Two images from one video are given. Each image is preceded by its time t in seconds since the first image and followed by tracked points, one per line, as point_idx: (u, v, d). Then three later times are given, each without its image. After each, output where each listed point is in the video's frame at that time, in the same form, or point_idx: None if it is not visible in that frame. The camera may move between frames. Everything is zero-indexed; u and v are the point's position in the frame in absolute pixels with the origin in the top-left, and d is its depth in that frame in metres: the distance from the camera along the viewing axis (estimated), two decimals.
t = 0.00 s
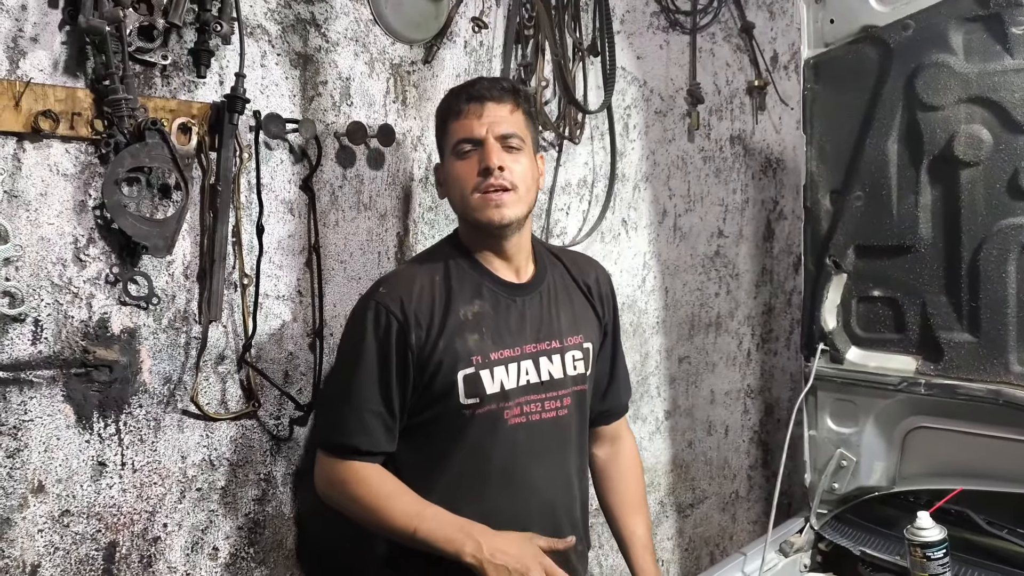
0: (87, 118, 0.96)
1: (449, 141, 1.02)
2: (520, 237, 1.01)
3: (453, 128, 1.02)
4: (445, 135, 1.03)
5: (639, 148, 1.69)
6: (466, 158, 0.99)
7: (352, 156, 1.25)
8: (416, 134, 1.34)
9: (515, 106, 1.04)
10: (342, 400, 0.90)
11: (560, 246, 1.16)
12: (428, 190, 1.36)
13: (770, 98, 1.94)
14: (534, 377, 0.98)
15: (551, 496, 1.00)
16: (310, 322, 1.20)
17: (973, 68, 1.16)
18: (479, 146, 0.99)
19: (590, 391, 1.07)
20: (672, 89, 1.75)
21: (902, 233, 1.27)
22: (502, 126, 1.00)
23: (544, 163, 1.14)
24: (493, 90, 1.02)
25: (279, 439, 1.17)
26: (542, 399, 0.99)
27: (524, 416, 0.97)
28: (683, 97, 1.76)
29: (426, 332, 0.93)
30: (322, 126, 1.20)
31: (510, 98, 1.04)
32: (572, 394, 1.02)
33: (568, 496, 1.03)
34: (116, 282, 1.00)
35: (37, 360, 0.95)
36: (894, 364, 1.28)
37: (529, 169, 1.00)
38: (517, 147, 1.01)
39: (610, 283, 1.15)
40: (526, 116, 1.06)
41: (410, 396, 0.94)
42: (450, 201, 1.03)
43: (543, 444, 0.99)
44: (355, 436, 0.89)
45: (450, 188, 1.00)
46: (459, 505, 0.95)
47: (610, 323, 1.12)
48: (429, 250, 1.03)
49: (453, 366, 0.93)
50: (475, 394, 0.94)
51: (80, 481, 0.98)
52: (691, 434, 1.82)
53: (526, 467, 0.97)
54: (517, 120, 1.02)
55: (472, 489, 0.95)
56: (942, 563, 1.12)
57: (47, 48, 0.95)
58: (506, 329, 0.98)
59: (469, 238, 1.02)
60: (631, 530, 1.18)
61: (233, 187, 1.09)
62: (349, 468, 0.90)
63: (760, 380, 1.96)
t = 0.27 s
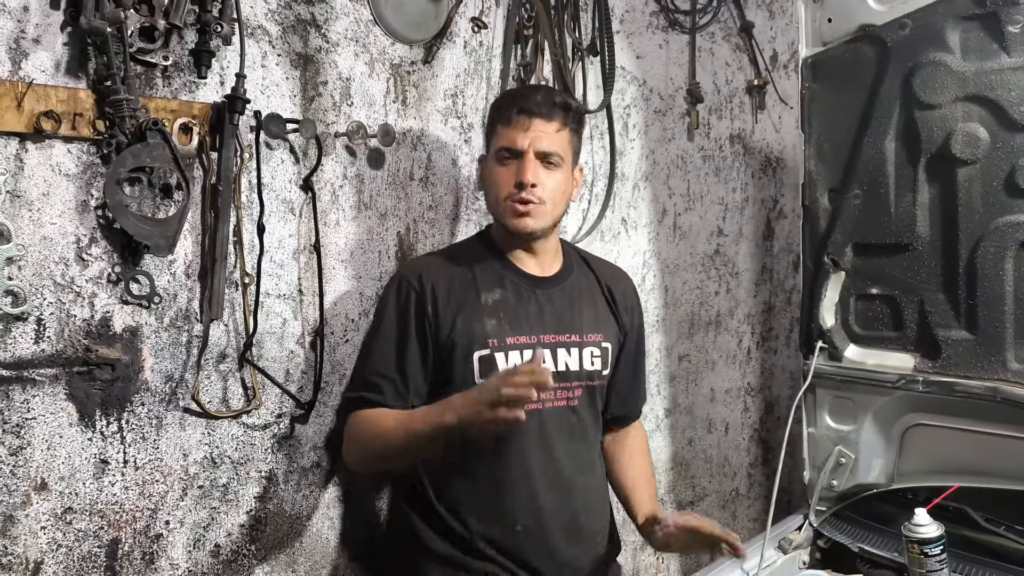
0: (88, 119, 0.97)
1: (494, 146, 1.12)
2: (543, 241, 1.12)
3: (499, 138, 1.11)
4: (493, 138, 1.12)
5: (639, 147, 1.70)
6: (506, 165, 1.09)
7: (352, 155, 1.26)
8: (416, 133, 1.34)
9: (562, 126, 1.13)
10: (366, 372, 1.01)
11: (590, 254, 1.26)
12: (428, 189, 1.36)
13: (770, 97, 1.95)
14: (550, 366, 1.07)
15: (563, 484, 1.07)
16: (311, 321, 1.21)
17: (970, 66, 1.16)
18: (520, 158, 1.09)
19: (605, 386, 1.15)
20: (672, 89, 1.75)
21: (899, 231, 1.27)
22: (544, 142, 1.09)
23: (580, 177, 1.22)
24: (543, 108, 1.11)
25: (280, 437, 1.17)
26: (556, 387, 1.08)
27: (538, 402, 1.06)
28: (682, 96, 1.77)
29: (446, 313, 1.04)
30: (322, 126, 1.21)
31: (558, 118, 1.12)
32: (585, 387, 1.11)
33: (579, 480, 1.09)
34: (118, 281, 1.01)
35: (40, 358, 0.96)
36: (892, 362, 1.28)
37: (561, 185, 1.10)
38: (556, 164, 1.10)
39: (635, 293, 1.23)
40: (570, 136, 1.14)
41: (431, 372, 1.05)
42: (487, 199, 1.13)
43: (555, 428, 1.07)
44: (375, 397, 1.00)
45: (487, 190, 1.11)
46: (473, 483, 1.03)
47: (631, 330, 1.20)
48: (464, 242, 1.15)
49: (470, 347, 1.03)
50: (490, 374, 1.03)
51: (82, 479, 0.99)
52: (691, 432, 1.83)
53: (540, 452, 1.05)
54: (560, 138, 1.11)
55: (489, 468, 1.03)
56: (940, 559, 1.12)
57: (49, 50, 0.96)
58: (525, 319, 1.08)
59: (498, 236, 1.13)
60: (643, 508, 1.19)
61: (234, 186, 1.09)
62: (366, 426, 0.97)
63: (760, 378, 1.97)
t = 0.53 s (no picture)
0: (87, 118, 0.97)
1: (526, 141, 1.23)
2: (573, 232, 1.22)
3: (531, 131, 1.23)
4: (525, 136, 1.24)
5: (638, 146, 1.70)
6: (538, 157, 1.20)
7: (350, 154, 1.26)
8: (414, 132, 1.34)
9: (589, 121, 1.24)
10: (399, 355, 1.12)
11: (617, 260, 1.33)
12: (426, 188, 1.36)
13: (769, 95, 1.95)
14: (567, 362, 1.14)
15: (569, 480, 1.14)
16: (309, 319, 1.21)
17: (967, 64, 1.16)
18: (551, 148, 1.20)
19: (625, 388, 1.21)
20: (671, 87, 1.75)
21: (898, 229, 1.27)
22: (574, 135, 1.20)
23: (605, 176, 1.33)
24: (572, 104, 1.24)
25: (278, 435, 1.18)
26: (573, 384, 1.14)
27: (553, 395, 1.13)
28: (681, 95, 1.77)
29: (472, 304, 1.14)
30: (320, 125, 1.21)
31: (585, 113, 1.25)
32: (602, 386, 1.17)
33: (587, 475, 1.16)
34: (116, 280, 1.01)
35: (38, 357, 0.96)
36: (890, 360, 1.28)
37: (590, 175, 1.20)
38: (584, 155, 1.21)
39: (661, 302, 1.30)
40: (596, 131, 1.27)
41: (458, 363, 1.14)
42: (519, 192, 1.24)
43: (570, 422, 1.14)
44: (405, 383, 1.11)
45: (522, 180, 1.21)
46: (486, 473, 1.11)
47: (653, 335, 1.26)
48: (496, 237, 1.25)
49: (492, 337, 1.12)
50: (509, 364, 1.12)
51: (81, 477, 0.99)
52: (690, 431, 1.83)
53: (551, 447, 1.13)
54: (588, 132, 1.23)
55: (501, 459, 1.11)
56: (938, 557, 1.12)
57: (47, 49, 0.96)
58: (546, 314, 1.16)
59: (530, 226, 1.23)
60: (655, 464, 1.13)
61: (232, 185, 1.10)
62: (402, 414, 1.09)
63: (759, 376, 1.97)
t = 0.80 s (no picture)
0: (84, 119, 0.97)
1: (528, 145, 1.24)
2: (573, 237, 1.21)
3: (533, 135, 1.23)
4: (527, 139, 1.24)
5: (636, 146, 1.70)
6: (540, 161, 1.20)
7: (348, 155, 1.26)
8: (412, 132, 1.35)
9: (592, 125, 1.24)
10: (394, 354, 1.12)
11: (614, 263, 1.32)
12: (424, 188, 1.36)
13: (767, 95, 1.95)
14: (563, 364, 1.14)
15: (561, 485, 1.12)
16: (307, 320, 1.21)
17: (964, 64, 1.17)
18: (552, 153, 1.20)
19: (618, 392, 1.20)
20: (669, 87, 1.75)
21: (895, 228, 1.28)
22: (575, 139, 1.21)
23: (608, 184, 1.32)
24: (574, 108, 1.24)
25: (277, 436, 1.18)
26: (568, 387, 1.13)
27: (549, 398, 1.12)
28: (679, 95, 1.77)
29: (468, 304, 1.13)
30: (318, 126, 1.21)
31: (588, 117, 1.25)
32: (597, 390, 1.16)
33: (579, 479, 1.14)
34: (114, 281, 1.01)
35: (37, 358, 0.96)
36: (888, 360, 1.28)
37: (591, 180, 1.20)
38: (585, 160, 1.21)
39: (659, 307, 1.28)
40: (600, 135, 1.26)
41: (454, 364, 1.14)
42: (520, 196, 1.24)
43: (563, 424, 1.13)
44: (400, 384, 1.10)
45: (523, 184, 1.22)
46: (478, 473, 1.10)
47: (650, 340, 1.25)
48: (496, 240, 1.24)
49: (488, 339, 1.11)
50: (505, 367, 1.11)
51: (79, 478, 0.99)
52: (689, 430, 1.83)
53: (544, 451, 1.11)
54: (590, 137, 1.23)
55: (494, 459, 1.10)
56: (935, 556, 1.13)
57: (45, 51, 0.96)
58: (543, 317, 1.15)
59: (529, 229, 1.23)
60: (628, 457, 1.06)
61: (230, 186, 1.10)
62: (396, 415, 1.08)
63: (758, 376, 1.97)
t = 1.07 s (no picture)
0: (82, 120, 0.97)
1: (478, 143, 1.15)
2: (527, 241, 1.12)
3: (482, 133, 1.15)
4: (476, 138, 1.16)
5: (635, 145, 1.69)
6: (490, 160, 1.12)
7: (346, 155, 1.26)
8: (410, 132, 1.34)
9: (544, 122, 1.16)
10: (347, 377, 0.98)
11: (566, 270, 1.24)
12: (422, 188, 1.36)
13: (766, 94, 1.96)
14: (528, 377, 1.05)
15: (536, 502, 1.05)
16: (306, 320, 1.21)
17: (962, 63, 1.16)
18: (503, 151, 1.12)
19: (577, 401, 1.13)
20: (668, 87, 1.75)
21: (894, 227, 1.27)
22: (527, 135, 1.12)
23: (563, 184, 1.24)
24: (525, 104, 1.16)
25: (275, 436, 1.17)
26: (533, 400, 1.05)
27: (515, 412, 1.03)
28: (678, 94, 1.77)
29: (426, 320, 1.01)
30: (316, 126, 1.21)
31: (539, 113, 1.17)
32: (561, 401, 1.08)
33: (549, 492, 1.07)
34: (112, 282, 1.01)
35: (35, 359, 0.96)
36: (888, 359, 1.28)
37: (545, 178, 1.12)
38: (538, 157, 1.13)
39: (608, 312, 1.21)
40: (552, 133, 1.18)
41: (411, 388, 1.01)
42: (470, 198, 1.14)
43: (531, 439, 1.05)
44: (355, 411, 0.97)
45: (473, 185, 1.13)
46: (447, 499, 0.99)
47: (603, 347, 1.18)
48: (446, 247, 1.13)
49: (448, 356, 1.00)
50: (469, 384, 1.00)
51: (78, 479, 0.99)
52: (689, 430, 1.82)
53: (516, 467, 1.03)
54: (543, 134, 1.15)
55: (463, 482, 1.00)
56: (935, 556, 1.13)
57: (41, 51, 0.96)
58: (503, 328, 1.05)
59: (481, 233, 1.13)
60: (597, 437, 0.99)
61: (228, 186, 1.10)
62: (350, 442, 0.95)
63: (758, 375, 1.97)
